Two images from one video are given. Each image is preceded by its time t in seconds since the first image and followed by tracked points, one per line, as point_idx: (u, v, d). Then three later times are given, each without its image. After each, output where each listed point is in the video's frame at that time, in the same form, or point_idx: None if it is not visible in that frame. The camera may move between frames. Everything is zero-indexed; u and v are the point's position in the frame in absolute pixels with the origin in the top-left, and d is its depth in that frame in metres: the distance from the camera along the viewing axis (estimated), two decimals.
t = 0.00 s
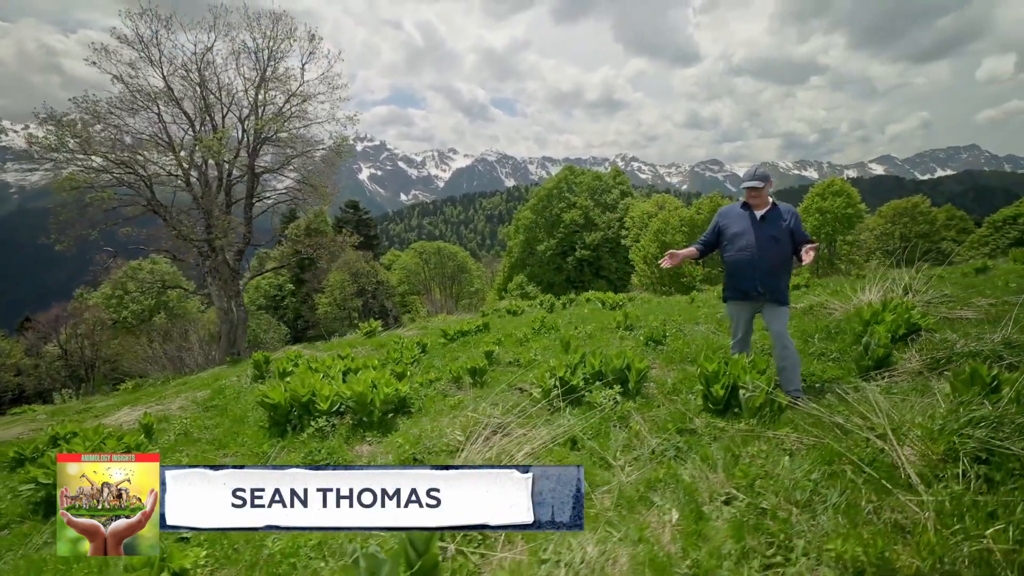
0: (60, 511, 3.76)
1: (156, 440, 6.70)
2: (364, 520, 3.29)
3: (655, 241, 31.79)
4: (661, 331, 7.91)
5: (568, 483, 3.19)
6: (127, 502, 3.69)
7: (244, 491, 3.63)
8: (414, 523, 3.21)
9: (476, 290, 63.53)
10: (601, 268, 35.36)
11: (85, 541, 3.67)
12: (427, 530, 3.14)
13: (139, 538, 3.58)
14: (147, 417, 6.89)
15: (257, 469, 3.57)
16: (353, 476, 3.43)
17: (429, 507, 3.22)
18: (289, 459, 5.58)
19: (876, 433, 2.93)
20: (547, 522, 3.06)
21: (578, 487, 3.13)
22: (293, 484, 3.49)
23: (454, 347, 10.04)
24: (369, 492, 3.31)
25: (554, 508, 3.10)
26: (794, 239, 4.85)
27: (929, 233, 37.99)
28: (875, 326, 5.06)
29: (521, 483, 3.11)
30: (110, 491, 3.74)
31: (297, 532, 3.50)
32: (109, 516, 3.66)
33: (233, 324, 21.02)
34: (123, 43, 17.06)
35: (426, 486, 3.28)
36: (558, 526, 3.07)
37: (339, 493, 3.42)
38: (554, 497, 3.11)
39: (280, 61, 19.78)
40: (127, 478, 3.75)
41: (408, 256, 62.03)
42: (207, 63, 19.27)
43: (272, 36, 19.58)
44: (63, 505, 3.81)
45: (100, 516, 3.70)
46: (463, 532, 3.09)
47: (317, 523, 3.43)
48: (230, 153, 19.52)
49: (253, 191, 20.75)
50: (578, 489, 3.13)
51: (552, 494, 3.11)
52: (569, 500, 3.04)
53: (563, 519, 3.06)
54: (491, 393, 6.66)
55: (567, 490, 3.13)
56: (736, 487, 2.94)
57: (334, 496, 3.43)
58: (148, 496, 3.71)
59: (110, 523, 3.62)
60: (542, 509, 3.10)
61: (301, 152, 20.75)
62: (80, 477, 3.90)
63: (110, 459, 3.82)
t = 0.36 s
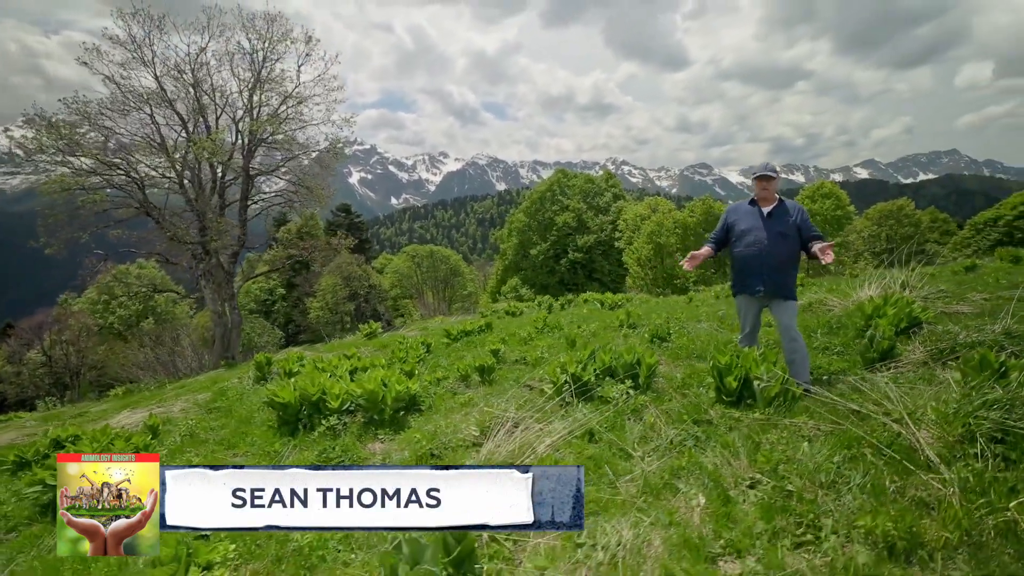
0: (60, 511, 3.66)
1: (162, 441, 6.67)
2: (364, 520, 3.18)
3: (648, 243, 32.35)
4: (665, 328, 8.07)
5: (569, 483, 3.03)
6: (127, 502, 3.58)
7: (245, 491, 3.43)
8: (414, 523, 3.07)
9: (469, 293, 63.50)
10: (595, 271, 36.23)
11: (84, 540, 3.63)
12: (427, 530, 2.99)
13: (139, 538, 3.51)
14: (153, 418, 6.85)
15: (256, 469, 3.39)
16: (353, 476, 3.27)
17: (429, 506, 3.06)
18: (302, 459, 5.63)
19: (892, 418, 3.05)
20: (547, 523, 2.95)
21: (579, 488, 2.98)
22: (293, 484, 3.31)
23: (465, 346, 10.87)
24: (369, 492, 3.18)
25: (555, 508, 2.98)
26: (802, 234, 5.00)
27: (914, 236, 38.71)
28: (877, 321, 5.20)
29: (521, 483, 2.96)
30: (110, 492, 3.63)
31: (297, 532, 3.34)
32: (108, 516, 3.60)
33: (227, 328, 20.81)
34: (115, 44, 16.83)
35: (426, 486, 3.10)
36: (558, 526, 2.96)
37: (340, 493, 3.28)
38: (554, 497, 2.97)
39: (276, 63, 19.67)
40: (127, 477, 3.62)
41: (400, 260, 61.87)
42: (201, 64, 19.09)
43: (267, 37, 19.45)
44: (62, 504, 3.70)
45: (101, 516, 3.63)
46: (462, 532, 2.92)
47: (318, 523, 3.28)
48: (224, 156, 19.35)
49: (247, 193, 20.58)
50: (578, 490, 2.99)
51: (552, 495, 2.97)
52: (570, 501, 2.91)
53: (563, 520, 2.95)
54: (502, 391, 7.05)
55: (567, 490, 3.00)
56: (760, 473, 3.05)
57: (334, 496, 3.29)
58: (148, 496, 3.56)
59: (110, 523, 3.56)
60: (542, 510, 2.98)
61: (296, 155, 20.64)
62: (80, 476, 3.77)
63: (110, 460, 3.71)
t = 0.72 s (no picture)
0: (60, 510, 3.55)
1: (162, 442, 6.58)
2: (364, 521, 2.98)
3: (639, 245, 32.63)
4: (668, 326, 8.15)
5: (568, 483, 2.87)
6: (128, 501, 3.44)
7: (245, 491, 3.16)
8: (414, 523, 2.91)
9: (459, 296, 63.39)
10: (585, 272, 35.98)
11: (84, 540, 3.53)
12: (426, 531, 2.84)
13: (139, 537, 3.41)
14: (152, 421, 6.73)
15: (256, 468, 3.13)
16: (353, 475, 3.05)
17: (428, 507, 2.90)
18: (311, 459, 5.62)
19: (908, 407, 3.13)
20: (548, 522, 2.82)
21: (580, 487, 2.82)
22: (293, 484, 3.06)
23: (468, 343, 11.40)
24: (369, 492, 2.98)
25: (554, 508, 2.84)
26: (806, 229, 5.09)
27: (897, 236, 39.47)
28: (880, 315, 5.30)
29: (521, 484, 2.81)
30: (110, 492, 3.48)
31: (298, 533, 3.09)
32: (109, 516, 3.49)
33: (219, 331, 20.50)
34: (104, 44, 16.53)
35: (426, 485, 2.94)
36: (558, 526, 2.83)
37: (339, 493, 3.05)
38: (554, 497, 2.82)
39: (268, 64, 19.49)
40: (127, 477, 3.45)
41: (389, 263, 61.48)
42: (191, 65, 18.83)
43: (258, 37, 19.22)
44: (62, 504, 3.57)
45: (101, 516, 3.52)
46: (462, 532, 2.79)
47: (318, 524, 3.06)
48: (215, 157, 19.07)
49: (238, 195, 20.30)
50: (578, 489, 2.82)
51: (552, 495, 2.82)
52: (571, 500, 2.74)
53: (563, 520, 2.81)
54: (507, 389, 7.29)
55: (567, 490, 2.83)
56: (783, 461, 3.11)
57: (334, 496, 3.06)
58: (149, 496, 3.40)
59: (110, 524, 3.46)
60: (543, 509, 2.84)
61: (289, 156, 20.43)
62: (81, 476, 3.60)
63: (111, 460, 3.54)
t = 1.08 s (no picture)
0: (59, 511, 3.26)
1: (155, 447, 6.43)
2: (365, 522, 2.77)
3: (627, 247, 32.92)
4: (666, 324, 8.21)
5: (568, 483, 2.76)
6: (127, 502, 3.15)
7: (245, 491, 2.90)
8: (415, 524, 2.75)
9: (447, 300, 63.08)
10: (573, 275, 35.72)
11: (85, 540, 3.24)
12: (428, 532, 2.71)
13: (139, 538, 3.14)
14: (144, 425, 6.57)
15: (257, 468, 2.87)
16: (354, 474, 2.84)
17: (429, 507, 2.75)
18: (314, 462, 5.53)
19: (922, 398, 3.19)
20: (548, 523, 2.70)
21: (580, 488, 2.69)
22: (292, 485, 2.82)
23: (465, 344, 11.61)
24: (369, 491, 2.77)
25: (555, 508, 2.72)
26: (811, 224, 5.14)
27: (877, 237, 40.28)
28: (880, 311, 5.37)
29: (521, 484, 2.68)
30: (109, 492, 3.18)
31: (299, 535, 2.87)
32: (108, 516, 3.21)
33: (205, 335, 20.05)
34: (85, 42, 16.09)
35: (425, 484, 2.79)
36: (558, 527, 2.71)
37: (340, 492, 2.82)
38: (555, 497, 2.69)
39: (255, 64, 19.20)
40: (127, 477, 3.15)
41: (375, 267, 60.91)
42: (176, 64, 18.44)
43: (245, 37, 18.92)
44: (61, 504, 3.28)
45: (100, 516, 3.23)
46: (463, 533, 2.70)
47: (319, 525, 2.81)
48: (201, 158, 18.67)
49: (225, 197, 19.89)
50: (579, 489, 2.71)
51: (553, 495, 2.69)
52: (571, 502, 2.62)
53: (563, 520, 2.70)
54: (509, 388, 7.43)
55: (568, 490, 2.72)
56: (802, 454, 3.13)
57: (334, 495, 2.83)
58: (149, 496, 3.12)
59: (110, 524, 3.19)
60: (544, 511, 2.72)
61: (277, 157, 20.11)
62: (82, 476, 3.28)
63: (111, 459, 3.24)
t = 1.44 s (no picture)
0: (58, 511, 3.00)
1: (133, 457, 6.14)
2: (365, 523, 2.62)
3: (610, 249, 33.27)
4: (657, 324, 8.27)
5: (568, 486, 2.66)
6: (127, 502, 2.91)
7: (245, 490, 2.74)
8: (415, 524, 2.64)
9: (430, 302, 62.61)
10: (556, 277, 35.84)
11: (84, 541, 2.98)
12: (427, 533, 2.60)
13: (139, 538, 2.89)
14: (121, 434, 6.27)
15: (257, 467, 2.71)
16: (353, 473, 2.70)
17: (429, 507, 2.65)
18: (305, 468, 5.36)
19: (922, 393, 3.23)
20: (548, 525, 2.60)
21: (581, 490, 2.60)
22: (292, 485, 2.67)
23: (455, 346, 11.57)
24: (368, 491, 2.63)
25: (555, 511, 2.63)
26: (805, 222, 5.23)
27: (851, 239, 41.51)
28: (870, 308, 5.42)
29: (521, 484, 2.59)
30: (109, 492, 2.94)
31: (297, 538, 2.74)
32: (108, 516, 2.96)
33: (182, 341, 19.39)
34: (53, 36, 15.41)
35: (425, 483, 2.69)
36: (558, 529, 2.62)
37: (340, 492, 2.68)
38: (555, 500, 2.61)
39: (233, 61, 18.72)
40: (127, 476, 2.91)
41: (357, 270, 60.04)
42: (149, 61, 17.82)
43: (222, 34, 18.44)
44: (61, 505, 3.01)
45: (100, 516, 2.97)
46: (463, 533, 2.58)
47: (319, 526, 2.66)
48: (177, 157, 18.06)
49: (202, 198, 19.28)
50: (579, 492, 2.63)
51: (553, 497, 2.60)
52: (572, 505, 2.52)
53: (564, 522, 2.61)
54: (503, 390, 7.38)
55: (568, 493, 2.62)
56: (808, 449, 3.15)
57: (334, 495, 2.68)
58: (149, 496, 2.89)
59: (110, 524, 2.93)
60: (542, 511, 2.63)
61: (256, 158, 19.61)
62: (82, 476, 3.02)
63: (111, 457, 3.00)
